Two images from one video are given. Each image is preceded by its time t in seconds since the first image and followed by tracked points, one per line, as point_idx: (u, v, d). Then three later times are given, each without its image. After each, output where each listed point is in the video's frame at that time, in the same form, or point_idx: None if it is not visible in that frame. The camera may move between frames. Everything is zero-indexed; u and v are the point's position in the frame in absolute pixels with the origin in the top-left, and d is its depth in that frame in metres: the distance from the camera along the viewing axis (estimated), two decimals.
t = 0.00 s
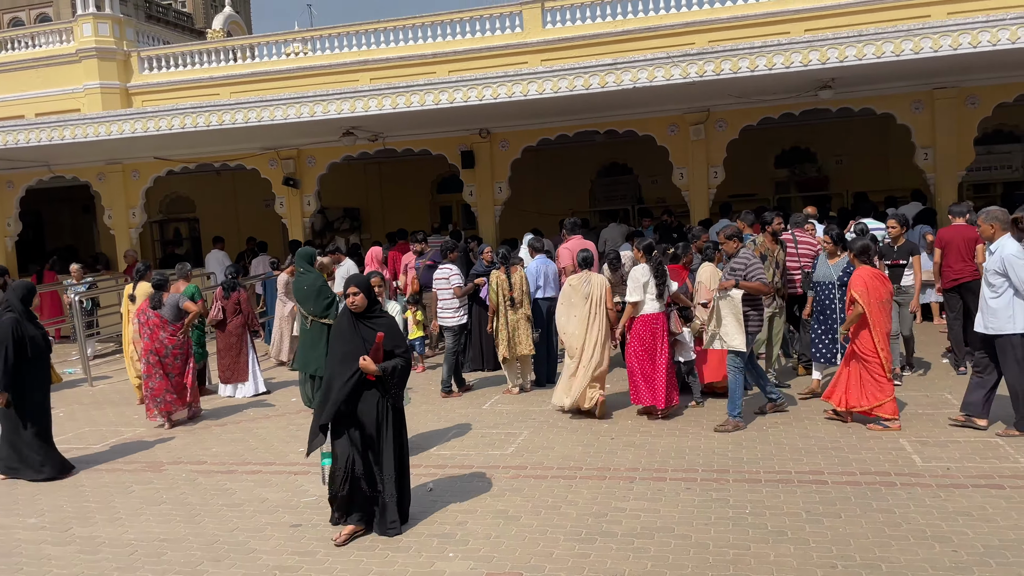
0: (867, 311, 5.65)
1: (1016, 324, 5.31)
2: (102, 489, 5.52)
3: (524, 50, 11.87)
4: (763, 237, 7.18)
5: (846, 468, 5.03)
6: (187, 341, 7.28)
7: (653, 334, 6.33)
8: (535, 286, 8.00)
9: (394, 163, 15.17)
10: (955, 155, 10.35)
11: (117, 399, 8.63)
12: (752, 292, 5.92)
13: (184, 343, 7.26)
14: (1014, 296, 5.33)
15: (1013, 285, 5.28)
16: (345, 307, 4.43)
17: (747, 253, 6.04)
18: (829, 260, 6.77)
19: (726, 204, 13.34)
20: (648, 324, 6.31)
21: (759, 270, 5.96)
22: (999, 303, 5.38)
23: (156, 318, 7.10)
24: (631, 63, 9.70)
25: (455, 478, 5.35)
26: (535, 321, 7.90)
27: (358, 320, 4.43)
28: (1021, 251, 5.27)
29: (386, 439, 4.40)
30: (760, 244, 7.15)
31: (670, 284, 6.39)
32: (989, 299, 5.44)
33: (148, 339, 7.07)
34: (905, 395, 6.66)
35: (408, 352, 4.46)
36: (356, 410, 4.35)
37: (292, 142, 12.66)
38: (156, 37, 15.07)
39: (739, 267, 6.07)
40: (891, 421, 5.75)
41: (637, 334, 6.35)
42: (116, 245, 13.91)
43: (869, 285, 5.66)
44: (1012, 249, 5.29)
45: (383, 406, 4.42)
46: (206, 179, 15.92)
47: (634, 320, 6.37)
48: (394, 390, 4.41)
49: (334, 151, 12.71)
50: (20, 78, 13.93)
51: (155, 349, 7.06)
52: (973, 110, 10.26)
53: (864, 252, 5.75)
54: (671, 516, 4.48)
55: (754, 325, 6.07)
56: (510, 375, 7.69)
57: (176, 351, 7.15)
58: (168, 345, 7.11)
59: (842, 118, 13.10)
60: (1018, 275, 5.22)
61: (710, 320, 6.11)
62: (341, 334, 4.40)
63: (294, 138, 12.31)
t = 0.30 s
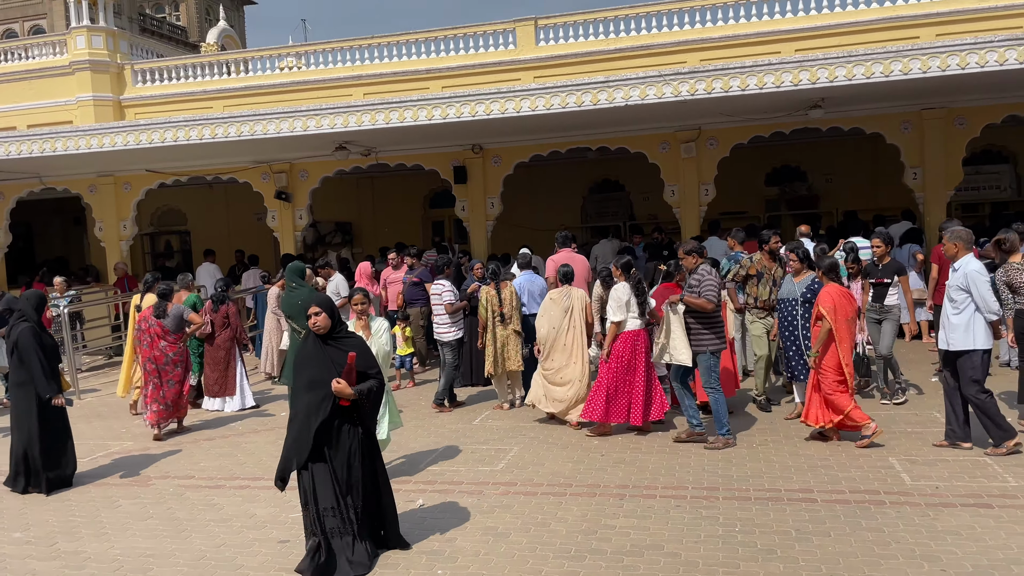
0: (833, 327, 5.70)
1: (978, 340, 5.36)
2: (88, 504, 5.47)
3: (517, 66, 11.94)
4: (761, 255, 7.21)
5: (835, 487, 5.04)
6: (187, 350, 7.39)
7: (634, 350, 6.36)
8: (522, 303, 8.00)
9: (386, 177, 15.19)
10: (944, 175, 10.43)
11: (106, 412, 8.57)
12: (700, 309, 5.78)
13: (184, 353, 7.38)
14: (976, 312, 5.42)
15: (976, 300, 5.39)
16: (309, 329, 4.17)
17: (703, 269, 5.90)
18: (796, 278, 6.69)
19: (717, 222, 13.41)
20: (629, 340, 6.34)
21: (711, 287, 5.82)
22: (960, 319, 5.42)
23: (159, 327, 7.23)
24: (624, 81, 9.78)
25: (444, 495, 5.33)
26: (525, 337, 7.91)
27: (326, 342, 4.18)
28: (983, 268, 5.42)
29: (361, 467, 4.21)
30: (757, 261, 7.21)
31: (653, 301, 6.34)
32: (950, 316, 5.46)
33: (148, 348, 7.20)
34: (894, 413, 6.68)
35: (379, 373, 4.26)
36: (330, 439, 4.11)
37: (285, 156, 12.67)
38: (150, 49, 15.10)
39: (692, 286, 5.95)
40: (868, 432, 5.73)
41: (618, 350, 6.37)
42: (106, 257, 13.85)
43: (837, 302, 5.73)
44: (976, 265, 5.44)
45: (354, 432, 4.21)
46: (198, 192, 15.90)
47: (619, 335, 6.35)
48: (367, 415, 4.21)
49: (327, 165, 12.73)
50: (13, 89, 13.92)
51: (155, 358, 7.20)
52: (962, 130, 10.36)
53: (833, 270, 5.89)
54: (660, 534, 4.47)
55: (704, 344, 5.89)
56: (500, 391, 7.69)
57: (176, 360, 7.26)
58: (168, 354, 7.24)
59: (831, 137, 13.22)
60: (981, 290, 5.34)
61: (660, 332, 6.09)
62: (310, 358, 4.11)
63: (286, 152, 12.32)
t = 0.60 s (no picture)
0: (808, 337, 5.77)
1: (953, 351, 5.40)
2: (80, 512, 5.44)
3: (515, 77, 11.98)
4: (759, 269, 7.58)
5: (829, 499, 5.04)
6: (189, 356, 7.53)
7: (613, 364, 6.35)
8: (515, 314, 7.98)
9: (383, 186, 15.21)
10: (939, 190, 10.48)
11: (99, 420, 8.54)
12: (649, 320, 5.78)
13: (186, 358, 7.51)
14: (951, 322, 5.44)
15: (951, 310, 5.43)
16: (283, 341, 4.01)
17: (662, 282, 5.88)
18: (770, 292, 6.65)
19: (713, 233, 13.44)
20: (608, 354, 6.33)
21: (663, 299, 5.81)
22: (935, 329, 5.47)
23: (162, 330, 7.41)
24: (620, 92, 9.82)
25: (438, 505, 5.31)
26: (520, 347, 7.90)
27: (303, 356, 4.04)
28: (957, 279, 5.46)
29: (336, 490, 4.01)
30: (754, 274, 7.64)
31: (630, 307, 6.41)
32: (925, 325, 5.52)
33: (150, 352, 7.37)
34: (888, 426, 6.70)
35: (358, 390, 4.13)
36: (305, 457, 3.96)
37: (281, 164, 12.68)
38: (149, 57, 15.13)
39: (649, 298, 5.95)
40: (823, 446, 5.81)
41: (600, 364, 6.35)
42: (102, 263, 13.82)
43: (810, 313, 5.80)
44: (948, 276, 5.49)
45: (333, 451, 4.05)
46: (194, 199, 15.90)
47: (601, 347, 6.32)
48: (345, 434, 4.06)
49: (324, 173, 12.73)
50: (10, 95, 13.92)
51: (155, 361, 7.35)
52: (957, 144, 10.42)
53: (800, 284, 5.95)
54: (655, 546, 4.46)
55: (657, 357, 5.85)
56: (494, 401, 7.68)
57: (177, 364, 7.39)
58: (169, 358, 7.39)
59: (826, 150, 13.28)
60: (955, 300, 5.39)
61: (616, 336, 6.00)
62: (285, 374, 3.98)
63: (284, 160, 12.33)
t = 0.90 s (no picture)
0: (772, 351, 5.81)
1: (924, 367, 5.42)
2: (76, 515, 5.42)
3: (516, 83, 12.00)
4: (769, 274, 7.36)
5: (828, 509, 5.02)
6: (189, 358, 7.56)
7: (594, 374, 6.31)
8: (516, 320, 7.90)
9: (383, 191, 15.20)
10: (938, 199, 10.48)
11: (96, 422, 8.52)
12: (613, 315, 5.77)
13: (185, 360, 7.54)
14: (923, 339, 5.45)
15: (924, 327, 5.44)
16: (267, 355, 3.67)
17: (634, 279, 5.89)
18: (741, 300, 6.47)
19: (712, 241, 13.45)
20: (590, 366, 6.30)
21: (630, 298, 5.82)
22: (908, 345, 5.49)
23: (160, 334, 7.44)
24: (621, 99, 9.84)
25: (435, 512, 5.30)
26: (518, 353, 7.88)
27: (288, 372, 3.69)
28: (932, 295, 5.45)
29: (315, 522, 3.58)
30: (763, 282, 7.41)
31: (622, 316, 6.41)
32: (900, 341, 5.55)
33: (150, 356, 7.40)
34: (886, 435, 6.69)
35: (345, 413, 3.75)
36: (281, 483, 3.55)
37: (281, 168, 12.68)
38: (150, 59, 15.14)
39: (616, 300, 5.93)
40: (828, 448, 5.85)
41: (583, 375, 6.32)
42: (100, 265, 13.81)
43: (777, 325, 5.81)
44: (923, 293, 5.48)
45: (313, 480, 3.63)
46: (194, 202, 15.89)
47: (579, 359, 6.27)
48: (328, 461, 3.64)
49: (324, 177, 12.73)
50: (10, 97, 13.93)
51: (155, 364, 7.39)
52: (956, 154, 10.43)
53: (775, 296, 5.92)
54: (652, 555, 4.44)
55: (621, 359, 5.80)
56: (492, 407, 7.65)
57: (177, 367, 7.42)
58: (169, 361, 7.41)
59: (826, 158, 13.29)
60: (928, 318, 5.40)
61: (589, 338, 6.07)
62: (267, 389, 3.63)
63: (283, 163, 12.33)
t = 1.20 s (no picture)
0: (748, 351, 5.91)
1: (903, 370, 5.49)
2: (72, 514, 5.39)
3: (517, 84, 11.98)
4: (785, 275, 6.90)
5: (828, 513, 5.00)
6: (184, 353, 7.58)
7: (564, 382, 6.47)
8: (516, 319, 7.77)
9: (383, 191, 15.17)
10: (940, 203, 10.46)
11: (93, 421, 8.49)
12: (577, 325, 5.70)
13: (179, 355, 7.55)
14: (902, 345, 5.50)
15: (903, 332, 5.47)
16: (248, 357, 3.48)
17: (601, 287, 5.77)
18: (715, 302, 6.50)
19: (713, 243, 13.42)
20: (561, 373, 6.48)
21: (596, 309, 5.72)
22: (887, 349, 5.54)
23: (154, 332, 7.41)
24: (623, 100, 9.84)
25: (433, 513, 5.27)
26: (518, 355, 7.83)
27: (270, 375, 3.47)
28: (911, 301, 5.46)
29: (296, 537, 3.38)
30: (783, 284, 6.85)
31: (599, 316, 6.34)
32: (880, 344, 5.60)
33: (146, 354, 7.36)
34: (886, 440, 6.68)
35: (330, 420, 3.50)
36: (260, 497, 3.34)
37: (281, 167, 12.65)
38: (151, 58, 15.12)
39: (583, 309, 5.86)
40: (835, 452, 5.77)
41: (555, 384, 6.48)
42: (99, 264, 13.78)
43: (757, 327, 5.91)
44: (903, 299, 5.49)
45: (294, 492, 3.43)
46: (193, 201, 15.87)
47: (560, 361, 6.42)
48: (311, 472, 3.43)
49: (324, 177, 12.70)
50: (11, 93, 13.91)
51: (152, 361, 7.36)
52: (958, 159, 10.40)
53: (756, 296, 5.99)
54: (652, 558, 4.41)
55: (583, 366, 5.77)
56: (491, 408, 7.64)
57: (173, 362, 7.44)
58: (165, 357, 7.41)
59: (828, 162, 13.28)
60: (906, 324, 5.42)
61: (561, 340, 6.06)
62: (248, 392, 3.42)
63: (283, 162, 12.31)
